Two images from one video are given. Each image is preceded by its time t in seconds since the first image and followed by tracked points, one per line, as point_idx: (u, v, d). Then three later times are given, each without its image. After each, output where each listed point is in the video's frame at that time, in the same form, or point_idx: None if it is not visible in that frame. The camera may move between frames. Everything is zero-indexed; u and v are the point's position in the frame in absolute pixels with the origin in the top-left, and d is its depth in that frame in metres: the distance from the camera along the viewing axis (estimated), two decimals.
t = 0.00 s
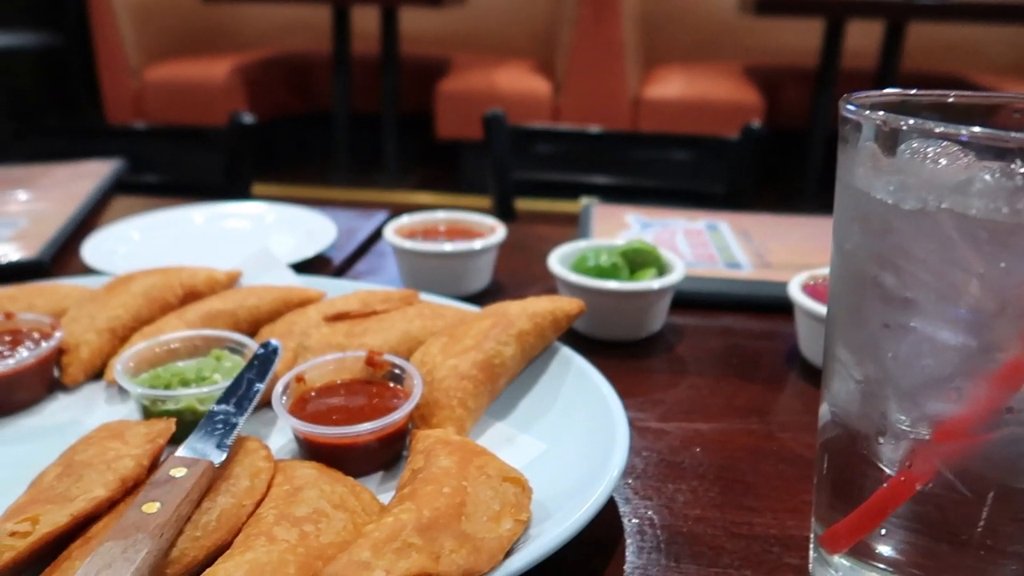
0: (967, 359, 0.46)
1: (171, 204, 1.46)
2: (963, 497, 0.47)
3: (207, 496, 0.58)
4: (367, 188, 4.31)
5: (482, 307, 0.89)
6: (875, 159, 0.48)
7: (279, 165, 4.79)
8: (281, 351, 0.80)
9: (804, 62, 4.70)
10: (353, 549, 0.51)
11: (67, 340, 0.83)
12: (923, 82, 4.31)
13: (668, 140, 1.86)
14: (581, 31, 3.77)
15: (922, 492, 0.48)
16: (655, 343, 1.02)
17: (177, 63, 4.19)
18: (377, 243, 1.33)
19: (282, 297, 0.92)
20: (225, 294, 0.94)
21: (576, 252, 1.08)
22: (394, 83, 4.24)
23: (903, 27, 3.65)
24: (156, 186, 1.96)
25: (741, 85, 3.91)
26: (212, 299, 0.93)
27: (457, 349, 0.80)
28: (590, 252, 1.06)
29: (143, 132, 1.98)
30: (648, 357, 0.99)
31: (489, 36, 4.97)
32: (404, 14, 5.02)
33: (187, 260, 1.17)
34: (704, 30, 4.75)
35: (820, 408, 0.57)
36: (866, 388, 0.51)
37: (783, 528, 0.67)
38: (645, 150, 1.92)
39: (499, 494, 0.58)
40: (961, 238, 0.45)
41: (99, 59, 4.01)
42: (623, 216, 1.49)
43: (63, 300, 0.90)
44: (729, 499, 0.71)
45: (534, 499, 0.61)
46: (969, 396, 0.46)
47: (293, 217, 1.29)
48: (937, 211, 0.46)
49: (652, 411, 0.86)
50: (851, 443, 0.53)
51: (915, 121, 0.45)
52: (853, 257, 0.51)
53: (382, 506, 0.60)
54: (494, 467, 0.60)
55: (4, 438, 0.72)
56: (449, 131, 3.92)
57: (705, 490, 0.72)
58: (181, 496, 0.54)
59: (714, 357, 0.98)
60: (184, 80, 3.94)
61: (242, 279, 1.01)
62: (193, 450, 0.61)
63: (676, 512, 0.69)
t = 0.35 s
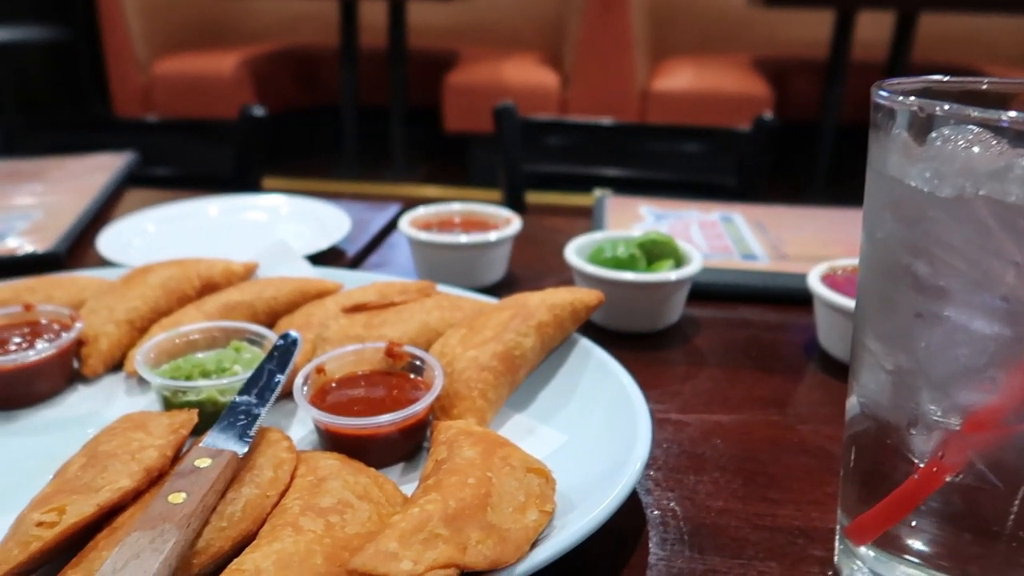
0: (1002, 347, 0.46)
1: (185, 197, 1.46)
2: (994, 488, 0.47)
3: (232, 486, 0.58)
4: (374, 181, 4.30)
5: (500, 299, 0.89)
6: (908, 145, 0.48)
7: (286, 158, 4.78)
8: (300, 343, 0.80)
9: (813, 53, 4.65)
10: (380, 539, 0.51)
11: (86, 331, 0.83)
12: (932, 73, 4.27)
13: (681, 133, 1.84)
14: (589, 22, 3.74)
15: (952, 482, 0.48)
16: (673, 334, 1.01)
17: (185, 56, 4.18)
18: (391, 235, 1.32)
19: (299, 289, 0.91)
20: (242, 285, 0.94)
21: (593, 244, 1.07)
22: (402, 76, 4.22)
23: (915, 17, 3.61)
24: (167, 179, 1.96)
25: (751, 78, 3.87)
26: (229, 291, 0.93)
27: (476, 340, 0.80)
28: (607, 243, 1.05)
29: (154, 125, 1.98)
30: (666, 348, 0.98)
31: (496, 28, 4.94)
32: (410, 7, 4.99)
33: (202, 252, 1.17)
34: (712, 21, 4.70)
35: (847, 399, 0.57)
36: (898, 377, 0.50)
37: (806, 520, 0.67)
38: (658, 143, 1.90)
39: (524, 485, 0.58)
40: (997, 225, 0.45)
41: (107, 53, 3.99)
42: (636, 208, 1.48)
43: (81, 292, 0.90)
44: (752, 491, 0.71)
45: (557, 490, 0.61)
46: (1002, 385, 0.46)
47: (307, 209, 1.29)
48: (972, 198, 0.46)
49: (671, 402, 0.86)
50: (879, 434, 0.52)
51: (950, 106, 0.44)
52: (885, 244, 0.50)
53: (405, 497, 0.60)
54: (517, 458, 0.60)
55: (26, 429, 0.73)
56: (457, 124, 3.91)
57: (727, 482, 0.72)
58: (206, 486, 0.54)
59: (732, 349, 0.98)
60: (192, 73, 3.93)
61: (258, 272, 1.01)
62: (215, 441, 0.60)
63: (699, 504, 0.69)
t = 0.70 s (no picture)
0: None
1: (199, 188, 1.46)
2: None
3: (258, 476, 0.58)
4: (381, 173, 4.29)
5: (519, 289, 0.88)
6: (944, 132, 0.48)
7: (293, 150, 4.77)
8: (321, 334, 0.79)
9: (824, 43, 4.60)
10: (409, 530, 0.51)
11: (106, 321, 0.84)
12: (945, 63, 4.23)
13: (694, 124, 1.81)
14: (597, 12, 3.71)
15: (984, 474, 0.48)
16: (690, 326, 1.01)
17: (192, 49, 4.17)
18: (405, 226, 1.32)
19: (317, 280, 0.91)
20: (260, 276, 0.94)
21: (611, 235, 1.07)
22: (409, 67, 4.20)
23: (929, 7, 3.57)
24: (178, 170, 1.95)
25: (761, 68, 3.84)
26: (248, 281, 0.93)
27: (498, 330, 0.79)
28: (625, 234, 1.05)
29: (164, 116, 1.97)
30: (684, 339, 0.98)
31: (504, 18, 4.90)
32: None
33: (217, 243, 1.17)
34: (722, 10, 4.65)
35: (877, 390, 0.57)
36: (931, 366, 0.50)
37: (832, 511, 0.66)
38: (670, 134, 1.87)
39: (551, 475, 0.58)
40: None
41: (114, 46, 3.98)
42: (651, 199, 1.47)
43: (100, 283, 0.90)
44: (776, 482, 0.70)
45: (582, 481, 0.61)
46: None
47: (322, 200, 1.29)
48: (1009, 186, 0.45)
49: (691, 393, 0.86)
50: (910, 424, 0.52)
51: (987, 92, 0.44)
52: (920, 232, 0.50)
53: (431, 487, 0.60)
54: (543, 449, 0.60)
55: (49, 419, 0.73)
56: (464, 116, 3.89)
57: (750, 473, 0.72)
58: (234, 477, 0.54)
59: (751, 340, 0.97)
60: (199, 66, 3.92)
61: (275, 262, 1.01)
62: (239, 432, 0.60)
63: (723, 495, 0.69)
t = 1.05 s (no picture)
0: None
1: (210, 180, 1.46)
2: None
3: (280, 468, 0.58)
4: (386, 167, 4.28)
5: (535, 282, 0.88)
6: (973, 122, 0.48)
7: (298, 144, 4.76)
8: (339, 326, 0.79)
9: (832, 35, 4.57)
10: (435, 521, 0.51)
11: (123, 313, 0.84)
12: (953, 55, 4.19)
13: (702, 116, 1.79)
14: (603, 5, 3.69)
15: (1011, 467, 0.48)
16: (705, 318, 1.01)
17: (197, 41, 4.15)
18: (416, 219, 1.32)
19: (333, 272, 0.91)
20: (275, 268, 0.93)
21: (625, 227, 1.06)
22: (414, 60, 4.18)
23: None
24: (186, 163, 1.95)
25: (768, 61, 3.81)
26: (263, 274, 0.92)
27: (516, 322, 0.79)
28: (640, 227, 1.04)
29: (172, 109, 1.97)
30: (699, 332, 0.98)
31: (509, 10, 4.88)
32: None
33: (230, 235, 1.17)
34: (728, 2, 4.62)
35: (901, 382, 0.57)
36: (958, 360, 0.50)
37: (852, 504, 0.66)
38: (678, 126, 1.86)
39: (573, 467, 0.57)
40: None
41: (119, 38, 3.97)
42: (662, 191, 1.47)
43: (116, 275, 0.90)
44: (795, 475, 0.70)
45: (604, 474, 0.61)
46: None
47: (333, 193, 1.29)
48: None
49: (707, 386, 0.86)
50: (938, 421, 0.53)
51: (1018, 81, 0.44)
52: (947, 223, 0.50)
53: (452, 479, 0.60)
54: (565, 441, 0.60)
55: (69, 410, 0.73)
56: (470, 108, 3.88)
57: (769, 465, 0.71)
58: (258, 468, 0.54)
59: (766, 333, 0.97)
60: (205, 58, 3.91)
61: (290, 255, 1.01)
62: (260, 424, 0.60)
63: (742, 487, 0.69)
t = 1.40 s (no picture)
0: None
1: (221, 174, 1.46)
2: None
3: (305, 460, 0.58)
4: (391, 161, 4.27)
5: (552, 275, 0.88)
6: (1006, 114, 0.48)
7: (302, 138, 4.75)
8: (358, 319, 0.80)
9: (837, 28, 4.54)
10: (463, 513, 0.51)
11: (142, 306, 0.84)
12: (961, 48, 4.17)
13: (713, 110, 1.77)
14: None
15: None
16: (721, 312, 1.01)
17: (201, 36, 4.14)
18: (428, 213, 1.32)
19: (350, 266, 0.91)
20: (292, 261, 0.93)
21: (641, 221, 1.06)
22: (418, 53, 4.17)
23: None
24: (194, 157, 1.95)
25: (774, 55, 3.79)
26: (280, 267, 0.92)
27: (535, 315, 0.79)
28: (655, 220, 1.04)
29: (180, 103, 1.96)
30: (715, 325, 0.98)
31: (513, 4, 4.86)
32: None
33: (244, 229, 1.18)
34: None
35: (926, 377, 0.57)
36: (988, 353, 0.50)
37: (874, 497, 0.66)
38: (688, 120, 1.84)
39: (598, 460, 0.58)
40: None
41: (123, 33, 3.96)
42: (673, 185, 1.47)
43: (133, 268, 0.90)
44: (816, 468, 0.70)
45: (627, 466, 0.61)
46: None
47: (346, 186, 1.29)
48: None
49: (726, 379, 0.86)
50: (966, 418, 0.53)
51: None
52: (977, 216, 0.49)
53: (476, 472, 0.60)
54: (588, 434, 0.60)
55: (90, 403, 0.73)
56: (475, 102, 3.87)
57: (789, 459, 0.71)
58: (285, 460, 0.54)
59: (782, 327, 0.97)
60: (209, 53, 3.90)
61: (306, 248, 1.01)
62: (284, 417, 0.60)
63: (763, 480, 0.69)
